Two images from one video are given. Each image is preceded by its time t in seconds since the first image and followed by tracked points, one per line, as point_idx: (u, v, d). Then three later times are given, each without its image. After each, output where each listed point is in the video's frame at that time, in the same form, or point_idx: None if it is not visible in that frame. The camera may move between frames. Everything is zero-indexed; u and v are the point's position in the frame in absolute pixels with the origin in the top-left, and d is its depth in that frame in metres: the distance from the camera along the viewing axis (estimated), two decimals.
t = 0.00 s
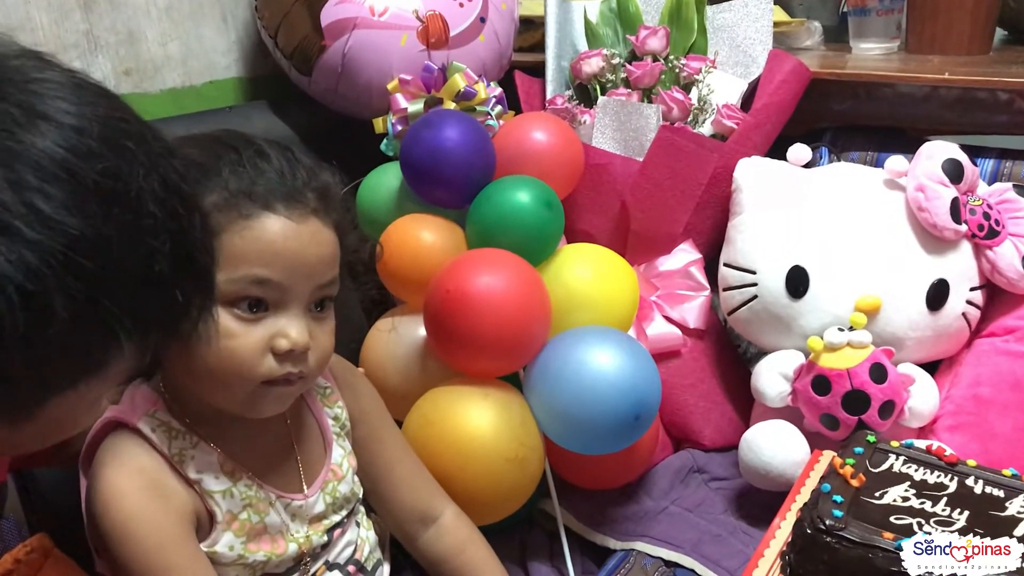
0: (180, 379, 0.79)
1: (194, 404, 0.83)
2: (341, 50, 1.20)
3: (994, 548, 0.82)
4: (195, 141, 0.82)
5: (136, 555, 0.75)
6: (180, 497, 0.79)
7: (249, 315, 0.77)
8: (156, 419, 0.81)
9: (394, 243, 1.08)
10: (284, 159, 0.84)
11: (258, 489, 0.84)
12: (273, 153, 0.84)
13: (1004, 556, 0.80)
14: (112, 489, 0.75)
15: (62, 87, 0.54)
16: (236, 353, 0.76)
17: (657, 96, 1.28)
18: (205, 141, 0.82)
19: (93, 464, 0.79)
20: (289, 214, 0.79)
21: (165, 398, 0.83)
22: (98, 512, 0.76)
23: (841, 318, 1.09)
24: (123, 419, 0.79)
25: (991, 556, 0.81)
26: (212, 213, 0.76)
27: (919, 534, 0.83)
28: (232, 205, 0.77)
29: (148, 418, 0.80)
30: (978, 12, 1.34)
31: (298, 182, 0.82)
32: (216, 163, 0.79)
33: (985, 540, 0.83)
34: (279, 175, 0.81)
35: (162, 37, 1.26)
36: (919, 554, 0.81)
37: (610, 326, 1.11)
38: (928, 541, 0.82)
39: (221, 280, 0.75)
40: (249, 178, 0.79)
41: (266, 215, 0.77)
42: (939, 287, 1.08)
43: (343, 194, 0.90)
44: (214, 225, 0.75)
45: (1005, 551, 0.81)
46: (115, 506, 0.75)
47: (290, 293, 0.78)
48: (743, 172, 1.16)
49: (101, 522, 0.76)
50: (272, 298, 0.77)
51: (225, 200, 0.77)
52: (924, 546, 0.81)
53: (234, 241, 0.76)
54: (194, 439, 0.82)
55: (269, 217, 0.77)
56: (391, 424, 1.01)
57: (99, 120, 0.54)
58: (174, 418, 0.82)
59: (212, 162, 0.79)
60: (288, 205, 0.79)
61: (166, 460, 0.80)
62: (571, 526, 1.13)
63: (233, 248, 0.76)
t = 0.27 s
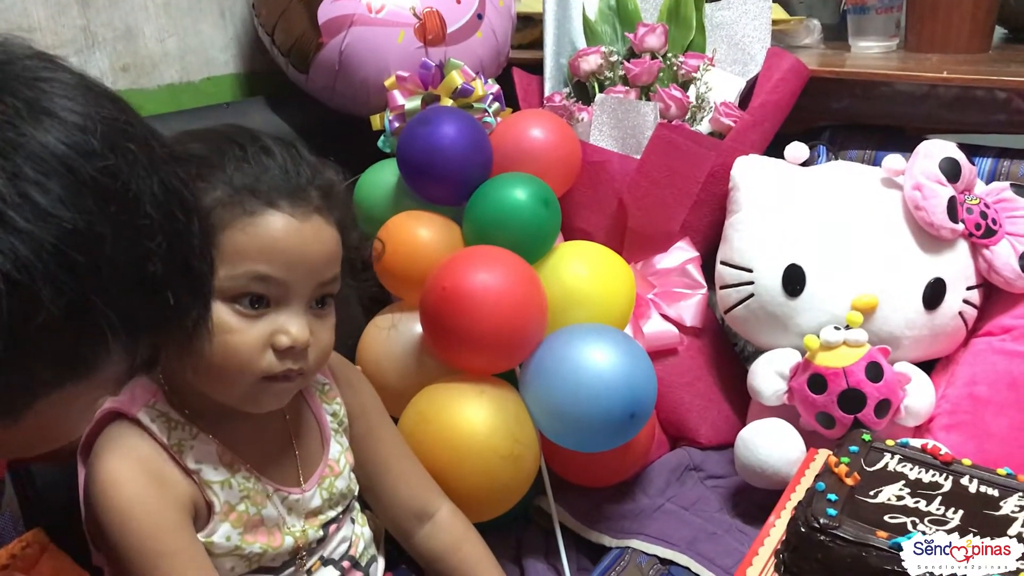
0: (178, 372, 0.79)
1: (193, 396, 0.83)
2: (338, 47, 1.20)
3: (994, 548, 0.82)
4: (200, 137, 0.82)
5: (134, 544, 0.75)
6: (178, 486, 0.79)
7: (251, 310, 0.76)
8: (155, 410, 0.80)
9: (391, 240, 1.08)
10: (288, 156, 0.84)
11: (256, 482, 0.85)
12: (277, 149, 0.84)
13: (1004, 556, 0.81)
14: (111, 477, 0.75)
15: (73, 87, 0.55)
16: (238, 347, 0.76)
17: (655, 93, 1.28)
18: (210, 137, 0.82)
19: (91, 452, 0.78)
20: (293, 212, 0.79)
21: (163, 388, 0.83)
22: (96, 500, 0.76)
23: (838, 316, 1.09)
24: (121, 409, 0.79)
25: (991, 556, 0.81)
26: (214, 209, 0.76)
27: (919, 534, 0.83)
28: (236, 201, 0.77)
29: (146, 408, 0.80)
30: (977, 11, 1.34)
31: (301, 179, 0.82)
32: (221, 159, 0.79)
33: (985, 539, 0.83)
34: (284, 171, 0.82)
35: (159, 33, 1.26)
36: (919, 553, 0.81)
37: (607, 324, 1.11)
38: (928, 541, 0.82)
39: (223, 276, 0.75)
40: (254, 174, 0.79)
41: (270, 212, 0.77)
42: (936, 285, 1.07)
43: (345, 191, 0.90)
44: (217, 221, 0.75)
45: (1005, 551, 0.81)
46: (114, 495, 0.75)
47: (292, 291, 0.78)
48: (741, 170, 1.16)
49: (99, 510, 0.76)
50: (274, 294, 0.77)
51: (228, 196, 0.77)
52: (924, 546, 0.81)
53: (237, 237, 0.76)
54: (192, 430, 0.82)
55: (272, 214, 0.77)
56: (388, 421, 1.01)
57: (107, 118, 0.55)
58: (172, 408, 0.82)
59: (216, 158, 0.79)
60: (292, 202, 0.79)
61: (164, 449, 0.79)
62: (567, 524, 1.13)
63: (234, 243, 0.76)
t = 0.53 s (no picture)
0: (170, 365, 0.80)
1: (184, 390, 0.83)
2: (328, 45, 1.20)
3: (994, 548, 0.83)
4: (196, 134, 0.82)
5: (126, 535, 0.75)
6: (170, 479, 0.79)
7: (245, 306, 0.77)
8: (147, 404, 0.81)
9: (379, 236, 1.09)
10: (284, 154, 0.84)
11: (246, 476, 0.85)
12: (273, 146, 0.84)
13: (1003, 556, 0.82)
14: (104, 469, 0.76)
15: (47, 80, 0.55)
16: (232, 343, 0.76)
17: (644, 92, 1.29)
18: (207, 135, 0.83)
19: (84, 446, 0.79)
20: (289, 210, 0.79)
21: (155, 382, 0.84)
22: (88, 493, 0.77)
23: (822, 313, 1.10)
24: (114, 404, 0.80)
25: (990, 556, 0.82)
26: (210, 207, 0.76)
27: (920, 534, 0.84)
28: (232, 198, 0.77)
29: (139, 403, 0.81)
30: (963, 11, 1.35)
31: (297, 177, 0.83)
32: (217, 158, 0.80)
33: (984, 539, 0.84)
34: (280, 169, 0.82)
35: (150, 31, 1.26)
36: (918, 553, 0.82)
37: (595, 321, 1.12)
38: (928, 541, 0.83)
39: (218, 272, 0.76)
40: (250, 173, 0.80)
41: (265, 210, 0.78)
42: (920, 283, 1.09)
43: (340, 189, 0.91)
44: (214, 218, 0.76)
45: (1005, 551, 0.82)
46: (106, 486, 0.76)
47: (286, 287, 0.78)
48: (727, 168, 1.18)
49: (91, 502, 0.77)
50: (269, 291, 0.78)
51: (225, 193, 0.77)
52: (924, 545, 0.82)
53: (233, 234, 0.76)
54: (184, 424, 0.83)
55: (268, 211, 0.78)
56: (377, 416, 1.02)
57: (77, 109, 0.56)
58: (164, 403, 0.83)
59: (213, 156, 0.80)
60: (288, 200, 0.80)
61: (156, 443, 0.80)
62: (555, 519, 1.14)
63: (228, 239, 0.76)
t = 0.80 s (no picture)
0: (144, 359, 0.80)
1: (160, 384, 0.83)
2: (303, 39, 1.20)
3: (994, 548, 0.82)
4: (172, 126, 0.82)
5: (101, 531, 0.75)
6: (146, 475, 0.79)
7: (222, 301, 0.77)
8: (122, 399, 0.81)
9: (356, 229, 1.09)
10: (260, 147, 0.84)
11: (223, 470, 0.85)
12: (249, 138, 0.84)
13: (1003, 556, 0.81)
14: (79, 465, 0.76)
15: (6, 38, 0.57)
16: (208, 340, 0.76)
17: (620, 85, 1.29)
18: (182, 126, 0.82)
19: (59, 441, 0.79)
20: (265, 205, 0.79)
21: (131, 376, 0.83)
22: (63, 488, 0.77)
23: (795, 304, 1.11)
24: (89, 398, 0.80)
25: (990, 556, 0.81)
26: (185, 202, 0.76)
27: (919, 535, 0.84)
28: (207, 193, 0.77)
29: (114, 398, 0.81)
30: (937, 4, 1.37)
31: (273, 171, 0.82)
32: (192, 151, 0.79)
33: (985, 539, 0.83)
34: (256, 162, 0.81)
35: (125, 23, 1.26)
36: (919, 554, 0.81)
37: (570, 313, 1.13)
38: (927, 541, 0.82)
39: (195, 267, 0.76)
40: (226, 166, 0.79)
41: (240, 205, 0.78)
42: (891, 274, 1.10)
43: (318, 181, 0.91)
44: (190, 214, 0.76)
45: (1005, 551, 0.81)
46: (82, 483, 0.76)
47: (263, 282, 0.78)
48: (702, 161, 1.19)
49: (66, 498, 0.77)
50: (246, 286, 0.78)
51: (201, 188, 0.77)
52: (924, 545, 0.82)
53: (210, 229, 0.76)
54: (160, 419, 0.82)
55: (244, 207, 0.78)
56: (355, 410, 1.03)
57: (32, 79, 0.56)
58: (140, 397, 0.82)
59: (188, 150, 0.79)
60: (264, 195, 0.80)
61: (132, 439, 0.80)
62: (531, 509, 1.15)
63: (203, 234, 0.76)
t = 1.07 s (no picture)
0: (127, 351, 0.79)
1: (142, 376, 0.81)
2: (281, 28, 1.20)
3: (994, 548, 0.81)
4: (153, 118, 0.81)
5: (83, 528, 0.73)
6: (129, 470, 0.76)
7: (203, 297, 0.76)
8: (104, 393, 0.78)
9: (337, 220, 1.08)
10: (240, 139, 0.83)
11: (207, 462, 0.82)
12: (225, 130, 0.83)
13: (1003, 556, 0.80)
14: (59, 461, 0.73)
15: None
16: (190, 336, 0.75)
17: (599, 75, 1.30)
18: (163, 119, 0.81)
19: (40, 436, 0.76)
20: (245, 200, 0.78)
21: (114, 368, 0.81)
22: (44, 484, 0.74)
23: (772, 291, 1.12)
24: (70, 392, 0.77)
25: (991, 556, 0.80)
26: (164, 197, 0.75)
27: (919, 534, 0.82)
28: (187, 188, 0.76)
29: (96, 391, 0.78)
30: None
31: (253, 163, 0.81)
32: (174, 147, 0.78)
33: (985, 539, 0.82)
34: (236, 156, 0.80)
35: (102, 13, 1.25)
36: (919, 554, 0.80)
37: (550, 301, 1.13)
38: (927, 541, 0.81)
39: (175, 263, 0.75)
40: (208, 161, 0.78)
41: (221, 201, 0.77)
42: (867, 262, 1.11)
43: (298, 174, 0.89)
44: (170, 209, 0.75)
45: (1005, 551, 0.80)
46: (65, 480, 0.73)
47: (244, 279, 0.77)
48: (680, 151, 1.19)
49: (47, 494, 0.74)
50: (226, 282, 0.77)
51: (180, 182, 0.76)
52: (924, 545, 0.81)
53: (190, 225, 0.75)
54: (141, 412, 0.80)
55: (224, 202, 0.77)
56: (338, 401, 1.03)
57: None
58: (122, 390, 0.80)
59: (169, 145, 0.78)
60: (244, 190, 0.78)
61: (114, 433, 0.77)
62: (511, 496, 1.16)
63: (183, 230, 0.75)
